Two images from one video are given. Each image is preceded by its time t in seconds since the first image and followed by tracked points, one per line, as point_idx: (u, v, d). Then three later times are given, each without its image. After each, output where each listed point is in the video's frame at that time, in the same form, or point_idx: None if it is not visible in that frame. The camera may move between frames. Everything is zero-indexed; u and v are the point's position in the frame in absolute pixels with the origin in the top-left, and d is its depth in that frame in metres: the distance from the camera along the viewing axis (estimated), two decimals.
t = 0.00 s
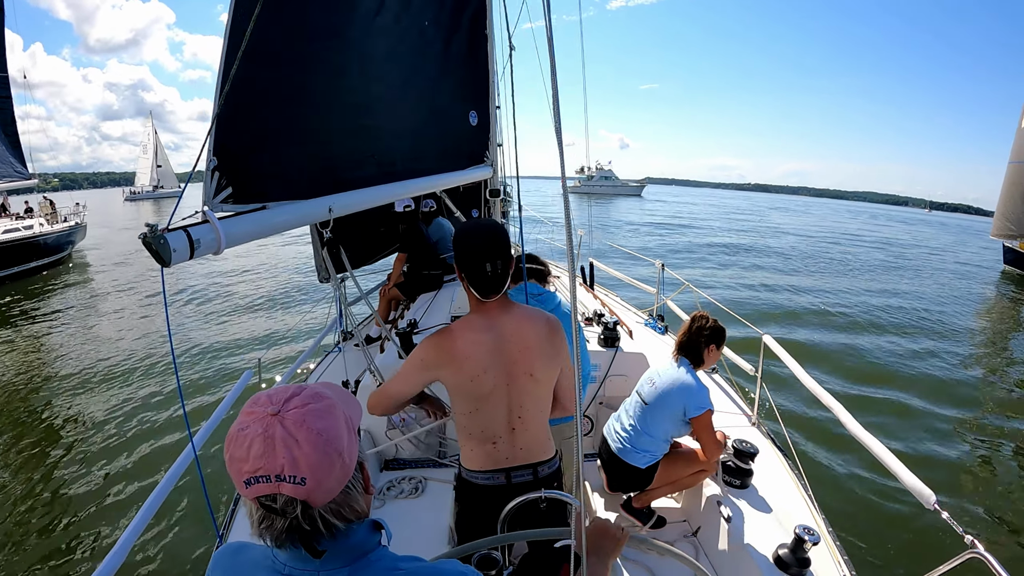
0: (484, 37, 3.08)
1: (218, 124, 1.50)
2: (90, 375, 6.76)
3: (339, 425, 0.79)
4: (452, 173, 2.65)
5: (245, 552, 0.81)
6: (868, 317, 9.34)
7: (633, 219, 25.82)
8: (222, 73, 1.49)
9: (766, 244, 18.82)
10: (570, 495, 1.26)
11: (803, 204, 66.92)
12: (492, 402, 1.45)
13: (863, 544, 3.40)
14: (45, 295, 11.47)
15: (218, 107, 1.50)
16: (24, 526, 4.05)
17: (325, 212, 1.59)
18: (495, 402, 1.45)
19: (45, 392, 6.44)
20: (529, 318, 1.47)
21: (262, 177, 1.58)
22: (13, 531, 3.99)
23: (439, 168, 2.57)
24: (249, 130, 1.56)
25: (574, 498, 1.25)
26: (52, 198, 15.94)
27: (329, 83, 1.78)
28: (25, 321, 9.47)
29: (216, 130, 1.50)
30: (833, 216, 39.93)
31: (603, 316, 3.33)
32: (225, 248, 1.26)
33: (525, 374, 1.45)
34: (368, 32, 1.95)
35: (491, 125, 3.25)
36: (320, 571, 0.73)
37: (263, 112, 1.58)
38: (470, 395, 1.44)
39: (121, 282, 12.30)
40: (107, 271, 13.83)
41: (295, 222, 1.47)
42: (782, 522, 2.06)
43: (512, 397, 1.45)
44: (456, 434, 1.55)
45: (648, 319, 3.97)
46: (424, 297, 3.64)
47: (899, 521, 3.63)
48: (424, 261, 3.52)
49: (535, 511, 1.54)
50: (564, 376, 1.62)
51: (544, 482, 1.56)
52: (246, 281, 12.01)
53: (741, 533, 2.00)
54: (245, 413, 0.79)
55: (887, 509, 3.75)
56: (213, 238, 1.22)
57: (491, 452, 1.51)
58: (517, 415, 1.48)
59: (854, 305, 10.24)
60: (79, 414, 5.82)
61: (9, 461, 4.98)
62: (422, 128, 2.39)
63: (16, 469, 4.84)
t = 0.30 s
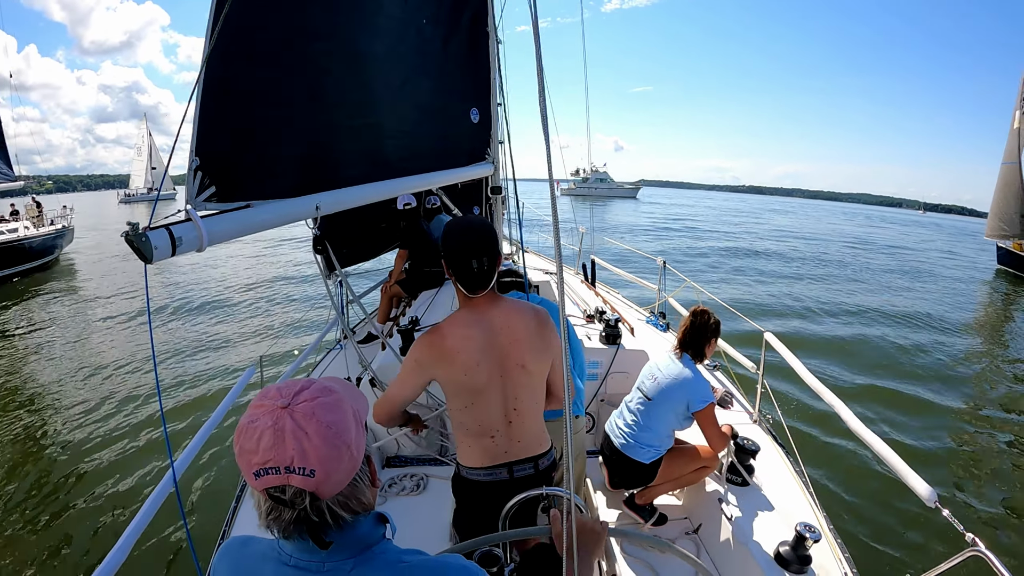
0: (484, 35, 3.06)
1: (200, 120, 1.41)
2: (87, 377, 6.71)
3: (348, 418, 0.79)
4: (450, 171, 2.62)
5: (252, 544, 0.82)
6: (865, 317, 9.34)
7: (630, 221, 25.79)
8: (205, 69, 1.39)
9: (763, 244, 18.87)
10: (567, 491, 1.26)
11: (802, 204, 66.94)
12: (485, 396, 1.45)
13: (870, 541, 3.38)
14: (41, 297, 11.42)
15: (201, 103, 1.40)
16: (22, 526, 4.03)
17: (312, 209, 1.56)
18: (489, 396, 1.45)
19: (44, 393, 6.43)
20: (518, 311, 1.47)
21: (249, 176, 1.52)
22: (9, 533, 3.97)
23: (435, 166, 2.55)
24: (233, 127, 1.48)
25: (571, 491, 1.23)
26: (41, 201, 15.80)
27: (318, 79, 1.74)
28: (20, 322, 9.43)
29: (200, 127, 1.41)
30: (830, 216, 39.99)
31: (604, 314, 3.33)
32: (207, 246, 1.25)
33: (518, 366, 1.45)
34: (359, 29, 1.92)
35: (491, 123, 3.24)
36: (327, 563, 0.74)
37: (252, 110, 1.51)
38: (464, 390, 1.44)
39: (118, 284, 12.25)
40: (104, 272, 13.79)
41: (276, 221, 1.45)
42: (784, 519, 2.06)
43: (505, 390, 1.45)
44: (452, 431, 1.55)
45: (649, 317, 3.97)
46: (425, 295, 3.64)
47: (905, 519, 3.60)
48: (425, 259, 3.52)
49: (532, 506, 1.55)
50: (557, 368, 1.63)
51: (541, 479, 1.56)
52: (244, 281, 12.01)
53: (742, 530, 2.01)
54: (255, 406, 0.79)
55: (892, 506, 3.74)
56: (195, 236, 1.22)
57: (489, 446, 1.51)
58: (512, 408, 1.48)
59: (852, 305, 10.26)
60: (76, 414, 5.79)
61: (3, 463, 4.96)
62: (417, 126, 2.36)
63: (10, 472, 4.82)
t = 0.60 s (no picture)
0: (484, 30, 3.05)
1: (183, 118, 1.39)
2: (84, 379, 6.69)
3: (349, 415, 0.79)
4: (446, 168, 2.61)
5: (250, 543, 0.81)
6: (862, 317, 9.33)
7: (626, 223, 25.78)
8: (187, 68, 1.37)
9: (760, 245, 18.91)
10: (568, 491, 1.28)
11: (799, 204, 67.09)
12: (488, 388, 1.44)
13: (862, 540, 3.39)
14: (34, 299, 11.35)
15: (184, 100, 1.38)
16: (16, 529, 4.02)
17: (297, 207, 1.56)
18: (492, 387, 1.44)
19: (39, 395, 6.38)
20: (509, 299, 1.49)
21: (236, 173, 1.51)
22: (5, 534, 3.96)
23: (433, 162, 2.54)
24: (220, 124, 1.47)
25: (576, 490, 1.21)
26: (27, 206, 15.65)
27: (311, 76, 1.74)
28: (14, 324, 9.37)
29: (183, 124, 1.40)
30: (827, 217, 40.02)
31: (605, 311, 3.32)
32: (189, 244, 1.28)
33: (517, 353, 1.46)
34: (353, 25, 1.91)
35: (492, 119, 3.23)
36: (326, 560, 0.73)
37: (239, 108, 1.50)
38: (468, 384, 1.42)
39: (114, 285, 12.18)
40: (100, 273, 13.72)
41: (259, 218, 1.48)
42: (784, 518, 2.06)
43: (507, 380, 1.45)
44: (455, 431, 1.52)
45: (650, 315, 3.97)
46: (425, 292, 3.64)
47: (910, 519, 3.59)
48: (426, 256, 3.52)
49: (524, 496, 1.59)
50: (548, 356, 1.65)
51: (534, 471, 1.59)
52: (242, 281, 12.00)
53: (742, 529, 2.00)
54: (254, 404, 0.78)
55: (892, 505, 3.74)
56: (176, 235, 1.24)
57: (495, 440, 1.50)
58: (515, 397, 1.48)
59: (849, 305, 10.28)
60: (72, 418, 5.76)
61: None
62: (414, 124, 2.34)
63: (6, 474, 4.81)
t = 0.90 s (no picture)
0: (484, 31, 3.07)
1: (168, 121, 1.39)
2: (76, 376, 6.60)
3: (352, 423, 0.78)
4: (445, 169, 2.61)
5: (246, 547, 0.81)
6: (860, 318, 9.33)
7: (623, 223, 25.75)
8: (173, 73, 1.37)
9: (757, 246, 18.94)
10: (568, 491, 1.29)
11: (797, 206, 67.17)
12: (467, 384, 1.44)
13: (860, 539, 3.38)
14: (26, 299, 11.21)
15: (170, 103, 1.38)
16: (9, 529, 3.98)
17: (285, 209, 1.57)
18: (471, 384, 1.44)
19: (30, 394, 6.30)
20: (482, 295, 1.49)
21: (226, 172, 1.51)
22: None
23: (431, 163, 2.54)
24: (206, 127, 1.46)
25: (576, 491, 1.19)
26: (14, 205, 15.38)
27: (304, 78, 1.73)
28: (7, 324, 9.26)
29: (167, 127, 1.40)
30: (823, 217, 40.13)
31: (605, 312, 3.33)
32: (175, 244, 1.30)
33: (494, 347, 1.46)
34: (349, 27, 1.90)
35: (492, 121, 3.25)
36: (326, 565, 0.74)
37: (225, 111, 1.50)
38: (447, 381, 1.43)
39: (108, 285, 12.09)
40: (95, 273, 13.61)
41: (246, 220, 1.48)
42: (784, 519, 2.07)
43: (485, 375, 1.46)
44: (436, 428, 1.52)
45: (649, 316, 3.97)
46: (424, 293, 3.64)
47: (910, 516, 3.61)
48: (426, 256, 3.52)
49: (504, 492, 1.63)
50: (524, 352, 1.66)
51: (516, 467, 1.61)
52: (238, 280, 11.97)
53: (743, 532, 2.00)
54: (257, 405, 0.79)
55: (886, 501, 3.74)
56: (162, 235, 1.26)
57: (478, 435, 1.51)
58: (495, 392, 1.49)
59: (847, 305, 10.29)
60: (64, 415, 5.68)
61: None
62: (412, 124, 2.35)
63: None
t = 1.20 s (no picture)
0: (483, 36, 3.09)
1: (160, 127, 1.38)
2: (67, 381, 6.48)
3: (378, 437, 0.78)
4: (442, 172, 2.64)
5: (258, 548, 0.81)
6: (857, 318, 9.35)
7: (620, 224, 25.74)
8: (166, 79, 1.36)
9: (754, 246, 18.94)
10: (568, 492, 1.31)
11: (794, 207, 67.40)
12: (415, 357, 1.47)
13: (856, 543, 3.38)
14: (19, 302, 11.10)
15: (161, 109, 1.37)
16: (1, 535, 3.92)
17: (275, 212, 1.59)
18: (420, 356, 1.48)
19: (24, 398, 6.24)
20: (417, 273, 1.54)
21: (215, 174, 1.50)
22: None
23: (428, 167, 2.55)
24: (196, 132, 1.45)
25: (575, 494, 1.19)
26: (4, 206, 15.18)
27: (298, 84, 1.74)
28: None
29: (159, 134, 1.38)
30: (819, 217, 40.24)
31: (604, 315, 3.33)
32: (164, 246, 1.31)
33: (435, 322, 1.50)
34: (345, 34, 1.91)
35: (491, 124, 3.27)
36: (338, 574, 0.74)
37: (216, 117, 1.49)
38: (396, 355, 1.47)
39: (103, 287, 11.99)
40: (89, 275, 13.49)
41: (236, 222, 1.49)
42: (783, 523, 2.07)
43: (433, 347, 1.49)
44: (399, 408, 1.55)
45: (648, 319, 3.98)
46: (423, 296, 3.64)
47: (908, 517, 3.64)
48: (425, 259, 3.52)
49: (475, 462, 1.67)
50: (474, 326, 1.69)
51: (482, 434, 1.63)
52: (234, 282, 11.89)
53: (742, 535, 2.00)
54: (283, 410, 0.79)
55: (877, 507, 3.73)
56: (152, 239, 1.27)
57: (441, 410, 1.53)
58: (447, 364, 1.52)
59: (845, 305, 10.28)
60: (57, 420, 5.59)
61: None
62: (410, 127, 2.37)
63: None
